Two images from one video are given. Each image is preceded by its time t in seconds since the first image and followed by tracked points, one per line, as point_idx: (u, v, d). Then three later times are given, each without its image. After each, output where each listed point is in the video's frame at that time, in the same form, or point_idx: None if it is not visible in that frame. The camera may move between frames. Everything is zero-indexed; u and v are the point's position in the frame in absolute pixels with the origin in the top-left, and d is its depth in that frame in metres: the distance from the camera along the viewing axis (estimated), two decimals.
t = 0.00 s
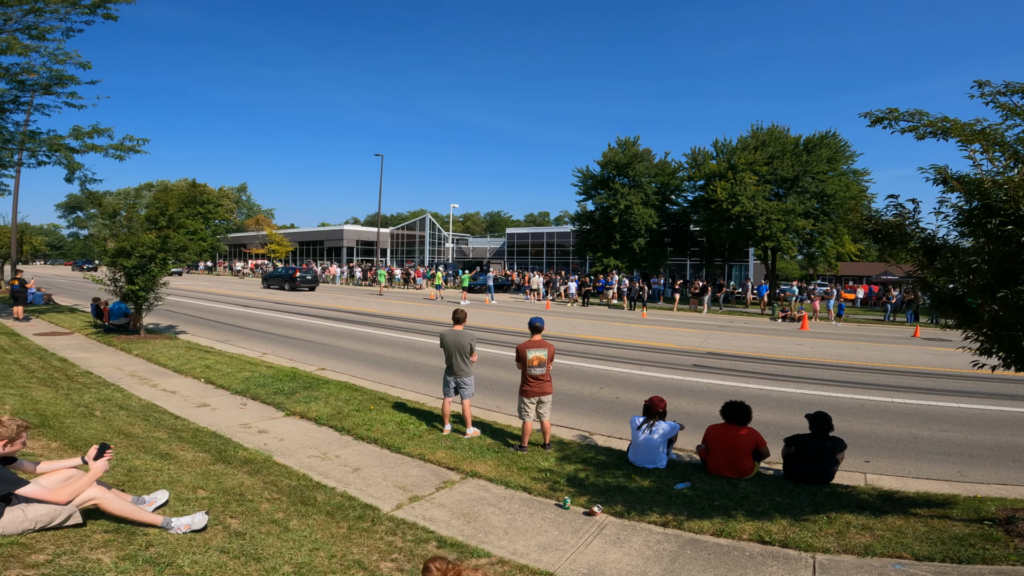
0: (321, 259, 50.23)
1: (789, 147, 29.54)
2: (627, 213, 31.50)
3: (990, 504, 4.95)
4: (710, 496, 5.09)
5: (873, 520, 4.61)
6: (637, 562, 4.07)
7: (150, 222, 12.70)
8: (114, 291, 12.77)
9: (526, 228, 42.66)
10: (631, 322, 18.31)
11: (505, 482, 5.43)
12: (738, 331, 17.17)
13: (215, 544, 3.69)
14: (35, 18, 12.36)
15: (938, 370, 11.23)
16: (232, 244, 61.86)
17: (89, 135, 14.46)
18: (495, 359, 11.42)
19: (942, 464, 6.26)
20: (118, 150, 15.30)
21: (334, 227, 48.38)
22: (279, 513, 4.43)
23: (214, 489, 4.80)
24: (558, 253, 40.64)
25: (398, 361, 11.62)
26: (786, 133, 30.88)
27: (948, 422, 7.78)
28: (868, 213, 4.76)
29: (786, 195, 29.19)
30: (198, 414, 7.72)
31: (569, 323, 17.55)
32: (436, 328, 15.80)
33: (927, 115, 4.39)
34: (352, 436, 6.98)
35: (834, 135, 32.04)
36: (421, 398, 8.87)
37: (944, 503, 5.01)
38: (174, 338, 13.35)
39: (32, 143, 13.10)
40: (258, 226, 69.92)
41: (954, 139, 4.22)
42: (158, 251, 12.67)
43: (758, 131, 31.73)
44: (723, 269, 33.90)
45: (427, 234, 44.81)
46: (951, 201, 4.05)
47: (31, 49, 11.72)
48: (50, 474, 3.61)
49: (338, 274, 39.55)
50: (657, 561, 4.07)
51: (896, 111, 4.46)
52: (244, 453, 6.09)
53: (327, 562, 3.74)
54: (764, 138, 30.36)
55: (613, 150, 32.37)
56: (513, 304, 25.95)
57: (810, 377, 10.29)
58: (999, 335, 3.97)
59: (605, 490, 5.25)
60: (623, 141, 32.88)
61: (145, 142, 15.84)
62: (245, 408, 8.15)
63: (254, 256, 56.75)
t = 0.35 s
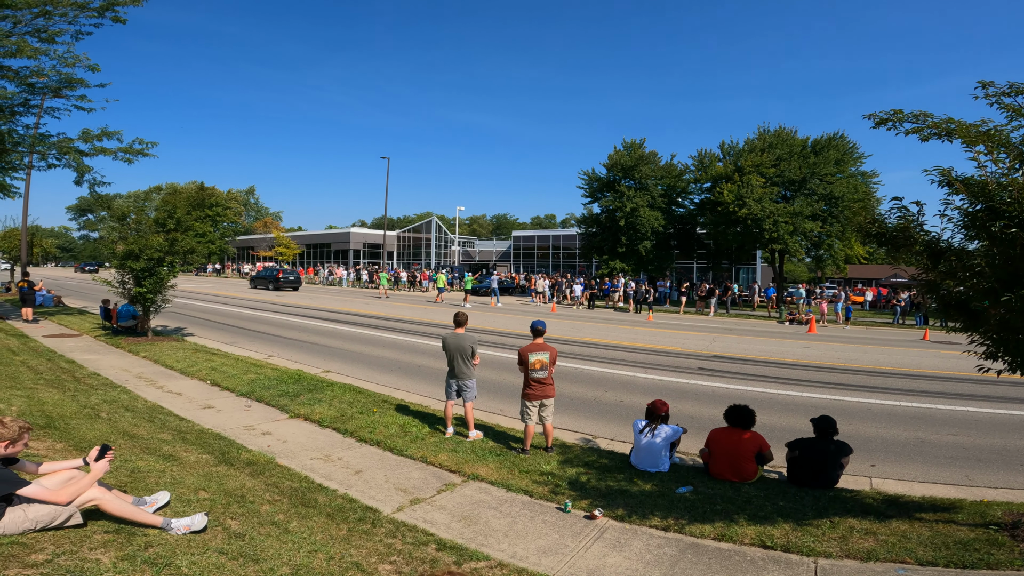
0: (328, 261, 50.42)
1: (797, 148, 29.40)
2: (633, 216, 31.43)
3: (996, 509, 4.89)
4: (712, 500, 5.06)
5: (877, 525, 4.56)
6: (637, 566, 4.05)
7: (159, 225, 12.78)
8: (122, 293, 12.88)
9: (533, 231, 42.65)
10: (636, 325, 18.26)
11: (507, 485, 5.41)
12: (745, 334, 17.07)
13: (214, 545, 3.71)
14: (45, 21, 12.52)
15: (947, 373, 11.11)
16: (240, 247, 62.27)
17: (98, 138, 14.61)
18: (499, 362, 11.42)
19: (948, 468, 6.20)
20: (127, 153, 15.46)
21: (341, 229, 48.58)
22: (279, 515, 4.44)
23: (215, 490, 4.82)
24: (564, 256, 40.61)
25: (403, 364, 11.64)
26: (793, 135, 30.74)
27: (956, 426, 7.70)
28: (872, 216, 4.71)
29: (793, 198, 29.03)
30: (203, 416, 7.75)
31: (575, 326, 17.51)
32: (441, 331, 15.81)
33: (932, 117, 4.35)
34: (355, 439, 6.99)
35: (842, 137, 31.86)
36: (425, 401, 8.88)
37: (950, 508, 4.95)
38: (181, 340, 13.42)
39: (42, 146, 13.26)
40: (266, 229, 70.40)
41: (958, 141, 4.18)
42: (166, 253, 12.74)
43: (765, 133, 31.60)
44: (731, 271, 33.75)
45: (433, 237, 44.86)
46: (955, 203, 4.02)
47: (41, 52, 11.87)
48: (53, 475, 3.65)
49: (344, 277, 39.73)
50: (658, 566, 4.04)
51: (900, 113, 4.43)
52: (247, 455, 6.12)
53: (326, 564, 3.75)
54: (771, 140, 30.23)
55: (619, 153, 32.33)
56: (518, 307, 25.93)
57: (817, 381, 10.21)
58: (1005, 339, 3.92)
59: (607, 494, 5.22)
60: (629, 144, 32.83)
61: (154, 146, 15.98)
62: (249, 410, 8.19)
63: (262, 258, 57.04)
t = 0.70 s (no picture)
0: (336, 264, 50.63)
1: (805, 150, 29.28)
2: (640, 218, 31.37)
3: (1005, 512, 4.84)
4: (717, 503, 5.05)
5: (883, 528, 4.53)
6: (640, 568, 4.05)
7: (169, 228, 12.89)
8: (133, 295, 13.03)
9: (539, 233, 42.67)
10: (644, 327, 18.20)
11: (511, 487, 5.41)
12: (753, 337, 16.98)
13: (220, 545, 3.75)
14: (56, 24, 12.70)
15: (958, 376, 11.01)
16: (249, 249, 62.66)
17: (109, 141, 14.77)
18: (505, 364, 11.43)
19: (958, 471, 6.15)
20: (137, 156, 15.62)
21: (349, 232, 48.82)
22: (284, 516, 4.47)
23: (223, 491, 4.86)
24: (571, 258, 40.61)
25: (410, 366, 11.69)
26: (801, 136, 30.60)
27: (966, 429, 7.63)
28: (880, 218, 4.68)
29: (802, 199, 28.87)
30: (211, 418, 7.82)
31: (581, 328, 17.48)
32: (447, 334, 15.85)
33: (939, 118, 4.33)
34: (361, 440, 7.04)
35: (851, 139, 31.68)
36: (431, 403, 8.91)
37: (958, 511, 4.92)
38: (191, 342, 13.54)
39: (54, 149, 13.44)
40: (275, 231, 70.84)
41: (965, 143, 4.16)
42: (176, 256, 12.86)
43: (773, 134, 31.47)
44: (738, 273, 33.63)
45: (441, 239, 44.93)
46: (962, 205, 3.99)
47: (52, 55, 12.04)
48: (63, 475, 3.71)
49: (352, 279, 39.95)
50: (661, 568, 4.04)
51: (907, 114, 4.42)
52: (254, 456, 6.16)
53: (330, 564, 3.78)
54: (779, 141, 30.11)
55: (625, 155, 32.29)
56: (525, 309, 25.95)
57: (825, 384, 10.15)
58: (1014, 342, 3.88)
59: (611, 496, 5.22)
60: (635, 146, 32.79)
61: (163, 149, 16.12)
62: (257, 412, 8.25)
63: (270, 260, 57.37)
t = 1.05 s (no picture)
0: (344, 265, 50.84)
1: (815, 151, 29.09)
2: (648, 220, 31.25)
3: (1019, 515, 4.78)
4: (726, 506, 5.02)
5: (895, 530, 4.48)
6: (648, 571, 4.03)
7: (179, 229, 13.00)
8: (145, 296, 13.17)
9: (547, 235, 42.63)
10: (652, 329, 18.13)
11: (519, 488, 5.40)
12: (762, 339, 16.86)
13: (229, 546, 3.78)
14: (68, 26, 12.87)
15: (971, 379, 10.88)
16: (258, 251, 62.97)
17: (121, 143, 14.92)
18: (513, 366, 11.43)
19: (970, 474, 6.08)
20: (149, 158, 15.77)
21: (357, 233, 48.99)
22: (293, 517, 4.49)
23: (232, 492, 4.89)
24: (579, 260, 40.55)
25: (418, 367, 11.72)
26: (811, 137, 30.41)
27: (979, 432, 7.54)
28: (892, 219, 4.62)
29: (812, 201, 28.68)
30: (221, 418, 7.88)
31: (589, 330, 17.44)
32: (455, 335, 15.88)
33: (951, 119, 4.29)
34: (369, 441, 7.06)
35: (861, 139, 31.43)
36: (438, 404, 8.93)
37: (970, 513, 4.86)
38: (201, 343, 13.64)
39: (67, 151, 13.61)
40: (284, 233, 71.25)
41: (978, 143, 4.12)
42: (186, 257, 12.99)
43: (782, 135, 31.31)
44: (748, 275, 33.45)
45: (448, 241, 44.98)
46: (975, 206, 3.95)
47: (65, 57, 12.19)
48: (76, 475, 3.76)
49: (360, 281, 40.11)
50: (669, 571, 4.02)
51: (919, 115, 4.38)
52: (264, 457, 6.19)
53: (338, 565, 3.80)
54: (788, 142, 29.95)
55: (633, 156, 32.21)
56: (533, 311, 25.91)
57: (836, 386, 10.06)
58: None
59: (619, 498, 5.19)
60: (643, 147, 32.69)
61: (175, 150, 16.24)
62: (266, 413, 8.30)
63: (279, 262, 57.67)
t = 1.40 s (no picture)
0: (353, 267, 51.06)
1: (825, 151, 28.89)
2: (656, 221, 31.14)
3: None
4: (735, 508, 4.98)
5: (907, 533, 4.43)
6: (656, 573, 4.00)
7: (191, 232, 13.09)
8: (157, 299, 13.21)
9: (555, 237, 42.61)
10: (661, 331, 18.05)
11: (527, 490, 5.39)
12: (773, 340, 16.72)
13: (238, 546, 3.80)
14: (81, 29, 13.03)
15: (985, 381, 10.73)
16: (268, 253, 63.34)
17: (133, 145, 15.08)
18: (521, 368, 11.42)
19: (984, 477, 5.99)
20: (161, 160, 15.94)
21: (366, 235, 49.19)
22: (302, 518, 4.51)
23: (242, 492, 4.92)
24: (587, 262, 40.48)
25: (426, 369, 11.74)
26: (821, 138, 30.21)
27: (994, 434, 7.43)
28: (903, 220, 4.57)
29: (822, 202, 28.48)
30: (232, 419, 7.93)
31: (597, 331, 17.38)
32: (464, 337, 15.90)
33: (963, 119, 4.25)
34: (377, 443, 7.08)
35: (873, 140, 31.14)
36: (447, 406, 8.93)
37: (984, 516, 4.79)
38: (212, 344, 13.75)
39: (80, 154, 13.78)
40: (293, 234, 71.72)
41: (990, 143, 4.08)
42: (198, 260, 13.05)
43: (792, 136, 31.14)
44: (757, 277, 33.25)
45: (457, 242, 45.04)
46: (988, 207, 3.90)
47: (77, 60, 12.34)
48: (89, 476, 3.80)
49: (369, 283, 40.26)
50: (677, 573, 4.00)
51: (930, 115, 4.34)
52: (273, 458, 6.23)
53: (346, 566, 3.81)
54: (798, 143, 29.77)
55: (641, 157, 32.14)
56: (541, 313, 25.87)
57: (847, 388, 9.95)
58: None
59: (627, 500, 5.17)
60: (652, 149, 32.59)
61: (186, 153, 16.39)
62: (276, 414, 8.35)
63: (289, 264, 58.03)
